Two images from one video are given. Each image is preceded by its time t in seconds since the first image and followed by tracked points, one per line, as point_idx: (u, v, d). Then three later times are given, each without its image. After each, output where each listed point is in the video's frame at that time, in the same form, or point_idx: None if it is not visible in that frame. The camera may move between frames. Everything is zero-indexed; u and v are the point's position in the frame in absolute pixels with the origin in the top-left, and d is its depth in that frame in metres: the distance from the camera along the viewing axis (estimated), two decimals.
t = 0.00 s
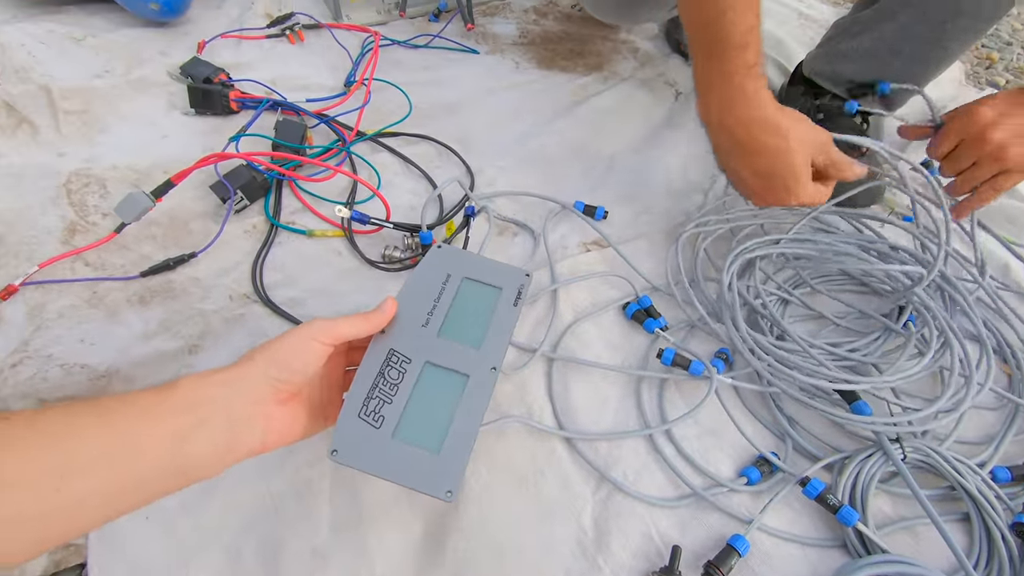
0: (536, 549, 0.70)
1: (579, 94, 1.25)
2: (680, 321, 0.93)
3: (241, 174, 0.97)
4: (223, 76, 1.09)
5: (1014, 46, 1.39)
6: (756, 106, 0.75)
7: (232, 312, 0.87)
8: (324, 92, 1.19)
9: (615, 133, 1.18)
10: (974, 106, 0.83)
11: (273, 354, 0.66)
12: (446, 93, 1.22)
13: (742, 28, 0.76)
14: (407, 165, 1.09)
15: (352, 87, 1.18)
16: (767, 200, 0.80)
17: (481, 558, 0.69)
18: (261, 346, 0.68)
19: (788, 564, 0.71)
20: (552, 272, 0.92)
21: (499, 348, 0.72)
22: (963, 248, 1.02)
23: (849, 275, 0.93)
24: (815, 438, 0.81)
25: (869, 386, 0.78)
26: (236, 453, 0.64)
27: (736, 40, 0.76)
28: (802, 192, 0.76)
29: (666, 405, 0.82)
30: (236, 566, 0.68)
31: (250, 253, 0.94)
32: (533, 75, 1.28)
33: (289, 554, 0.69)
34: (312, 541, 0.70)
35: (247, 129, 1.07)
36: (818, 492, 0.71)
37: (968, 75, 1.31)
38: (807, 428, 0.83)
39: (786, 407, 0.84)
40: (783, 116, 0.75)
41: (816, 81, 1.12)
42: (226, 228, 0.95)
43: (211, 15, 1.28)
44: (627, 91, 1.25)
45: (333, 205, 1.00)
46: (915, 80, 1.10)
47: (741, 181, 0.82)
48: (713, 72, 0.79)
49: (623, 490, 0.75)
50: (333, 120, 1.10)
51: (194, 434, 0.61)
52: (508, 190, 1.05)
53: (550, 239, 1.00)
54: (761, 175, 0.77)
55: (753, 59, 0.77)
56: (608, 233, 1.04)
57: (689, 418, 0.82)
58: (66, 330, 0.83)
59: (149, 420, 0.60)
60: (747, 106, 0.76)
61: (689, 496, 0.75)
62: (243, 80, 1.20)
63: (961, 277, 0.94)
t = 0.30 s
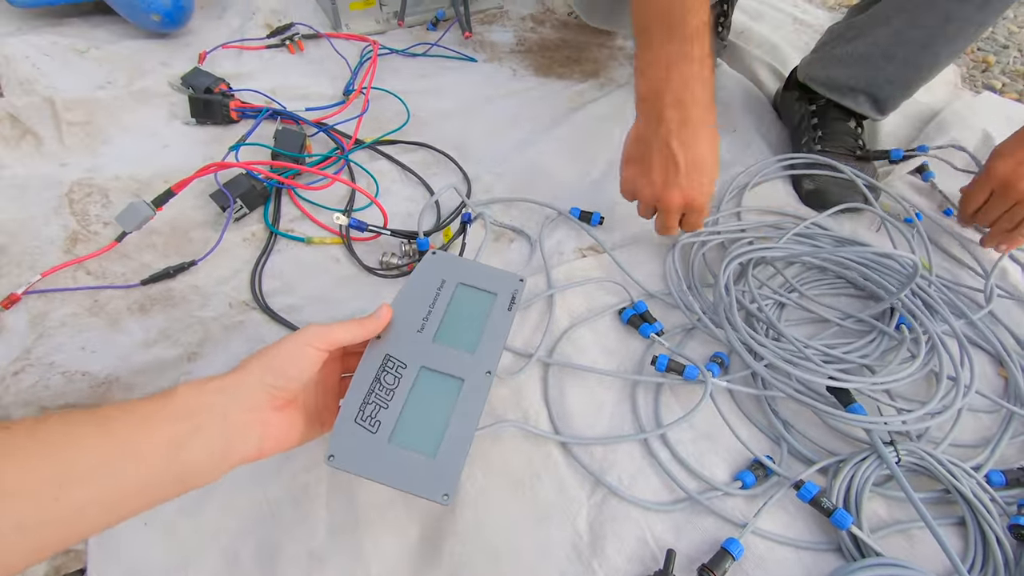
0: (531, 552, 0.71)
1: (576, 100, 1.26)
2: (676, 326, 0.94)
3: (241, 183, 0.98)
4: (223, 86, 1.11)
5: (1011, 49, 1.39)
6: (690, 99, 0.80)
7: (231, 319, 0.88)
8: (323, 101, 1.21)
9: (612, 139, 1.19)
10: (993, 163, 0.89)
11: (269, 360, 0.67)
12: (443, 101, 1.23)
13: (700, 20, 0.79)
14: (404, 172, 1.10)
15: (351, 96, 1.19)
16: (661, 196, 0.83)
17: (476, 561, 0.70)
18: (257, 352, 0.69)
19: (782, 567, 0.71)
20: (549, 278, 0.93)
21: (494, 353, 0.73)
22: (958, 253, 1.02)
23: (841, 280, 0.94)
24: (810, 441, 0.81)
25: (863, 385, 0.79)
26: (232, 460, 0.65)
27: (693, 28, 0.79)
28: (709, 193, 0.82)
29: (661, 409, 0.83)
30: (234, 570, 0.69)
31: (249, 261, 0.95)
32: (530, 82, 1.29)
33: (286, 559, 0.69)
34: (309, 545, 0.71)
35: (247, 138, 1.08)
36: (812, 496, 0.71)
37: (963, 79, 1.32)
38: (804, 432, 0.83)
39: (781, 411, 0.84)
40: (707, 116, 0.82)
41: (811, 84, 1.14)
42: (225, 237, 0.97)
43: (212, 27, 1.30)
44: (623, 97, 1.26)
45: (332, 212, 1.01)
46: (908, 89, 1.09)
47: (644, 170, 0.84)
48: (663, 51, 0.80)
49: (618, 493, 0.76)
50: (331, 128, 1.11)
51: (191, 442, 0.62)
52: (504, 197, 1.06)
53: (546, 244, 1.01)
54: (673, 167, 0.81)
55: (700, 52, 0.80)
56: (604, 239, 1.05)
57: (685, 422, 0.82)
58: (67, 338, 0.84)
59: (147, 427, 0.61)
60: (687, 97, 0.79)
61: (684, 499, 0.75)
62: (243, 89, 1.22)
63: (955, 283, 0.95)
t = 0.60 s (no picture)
0: (525, 553, 0.71)
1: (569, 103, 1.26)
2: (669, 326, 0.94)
3: (236, 189, 0.98)
4: (218, 93, 1.11)
5: (1003, 47, 1.40)
6: (559, 83, 0.88)
7: (227, 324, 0.89)
8: (318, 106, 1.21)
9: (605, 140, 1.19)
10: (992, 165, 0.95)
11: (262, 363, 0.68)
12: (438, 105, 1.24)
13: (581, 13, 0.85)
14: (399, 176, 1.10)
15: (345, 101, 1.20)
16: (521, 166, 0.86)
17: (471, 562, 0.70)
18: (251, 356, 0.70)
19: (777, 564, 0.71)
20: (543, 279, 0.94)
21: (490, 355, 0.74)
22: (951, 249, 1.02)
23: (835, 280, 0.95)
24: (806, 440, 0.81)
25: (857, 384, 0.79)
26: (227, 464, 0.65)
27: (572, 21, 0.85)
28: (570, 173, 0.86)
29: (656, 409, 0.83)
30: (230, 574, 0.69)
31: (245, 266, 0.96)
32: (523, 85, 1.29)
33: (282, 562, 0.70)
34: (305, 548, 0.71)
35: (242, 145, 1.09)
36: (806, 492, 0.71)
37: (955, 77, 1.32)
38: (801, 430, 0.83)
39: (776, 409, 0.85)
40: (572, 102, 0.89)
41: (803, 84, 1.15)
42: (221, 242, 0.97)
43: (207, 34, 1.31)
44: (616, 98, 1.26)
45: (326, 217, 1.02)
46: (900, 86, 1.10)
47: (509, 137, 0.89)
48: (542, 37, 0.87)
49: (612, 492, 0.76)
50: (326, 134, 1.12)
51: (185, 445, 0.63)
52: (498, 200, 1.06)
53: (540, 246, 1.01)
54: (535, 140, 0.86)
55: (576, 45, 0.87)
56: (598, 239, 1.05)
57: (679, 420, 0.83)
58: (63, 344, 0.85)
59: (142, 431, 0.61)
60: (555, 79, 0.87)
61: (679, 498, 0.75)
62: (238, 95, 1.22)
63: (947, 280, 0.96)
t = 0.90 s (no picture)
0: (537, 555, 0.71)
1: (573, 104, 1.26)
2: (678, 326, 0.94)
3: (243, 195, 0.98)
4: (224, 99, 1.12)
5: (1008, 43, 1.39)
6: (574, 93, 0.88)
7: (235, 329, 0.89)
8: (322, 110, 1.22)
9: (610, 140, 1.19)
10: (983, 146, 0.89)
11: (274, 364, 0.68)
12: (442, 108, 1.24)
13: (597, 21, 0.83)
14: (404, 179, 1.10)
15: (350, 105, 1.20)
16: (529, 178, 0.88)
17: (483, 565, 0.70)
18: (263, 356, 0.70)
19: (790, 565, 0.71)
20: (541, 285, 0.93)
21: (503, 357, 0.73)
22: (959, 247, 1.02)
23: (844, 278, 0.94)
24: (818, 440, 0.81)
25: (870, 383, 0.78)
26: (241, 464, 0.66)
27: (587, 30, 0.83)
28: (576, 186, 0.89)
29: (666, 410, 0.83)
30: None
31: (252, 270, 0.96)
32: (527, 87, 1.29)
33: (294, 567, 0.70)
34: (316, 553, 0.71)
35: (248, 150, 1.09)
36: (819, 493, 0.71)
37: (961, 73, 1.32)
38: (813, 430, 0.83)
39: (786, 409, 0.84)
40: (586, 112, 0.89)
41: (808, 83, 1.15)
42: (229, 248, 0.97)
43: (211, 40, 1.31)
44: (620, 99, 1.26)
45: (332, 221, 1.02)
46: (906, 83, 1.09)
47: (522, 148, 0.90)
48: (556, 45, 0.86)
49: (624, 494, 0.76)
50: (331, 138, 1.12)
51: (198, 446, 0.63)
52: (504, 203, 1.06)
53: (547, 247, 1.01)
54: (544, 152, 0.87)
55: (591, 54, 0.86)
56: (605, 240, 1.05)
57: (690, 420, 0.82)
58: (73, 351, 0.85)
59: (155, 433, 0.61)
60: (569, 90, 0.87)
61: (690, 499, 0.75)
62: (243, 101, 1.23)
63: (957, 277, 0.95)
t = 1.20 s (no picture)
0: (546, 560, 0.70)
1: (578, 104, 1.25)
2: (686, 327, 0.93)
3: (248, 199, 0.98)
4: (229, 103, 1.12)
5: (1018, 37, 1.38)
6: (581, 91, 0.87)
7: (242, 333, 0.89)
8: (327, 113, 1.21)
9: (616, 140, 1.18)
10: (974, 115, 0.84)
11: (283, 362, 0.68)
12: (447, 109, 1.23)
13: (600, 19, 0.84)
14: (409, 181, 1.10)
15: (355, 108, 1.20)
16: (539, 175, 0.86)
17: (492, 570, 0.70)
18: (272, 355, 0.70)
19: (802, 569, 0.70)
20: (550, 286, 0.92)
21: (511, 357, 0.73)
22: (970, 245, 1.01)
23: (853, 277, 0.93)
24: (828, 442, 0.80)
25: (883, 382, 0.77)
26: (250, 462, 0.66)
27: (591, 27, 0.84)
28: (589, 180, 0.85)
29: (674, 412, 0.82)
30: None
31: (259, 274, 0.96)
32: (531, 87, 1.29)
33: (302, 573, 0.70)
34: (325, 559, 0.71)
35: (253, 153, 1.09)
36: (831, 496, 0.70)
37: (970, 69, 1.30)
38: (823, 432, 0.82)
39: (796, 410, 0.83)
40: (594, 109, 0.88)
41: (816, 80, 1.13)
42: (235, 252, 0.97)
43: (216, 43, 1.32)
44: (625, 98, 1.25)
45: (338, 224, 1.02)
46: (916, 77, 1.08)
47: (531, 145, 0.88)
48: (562, 44, 0.87)
49: (632, 498, 0.75)
50: (336, 140, 1.12)
51: (209, 443, 0.63)
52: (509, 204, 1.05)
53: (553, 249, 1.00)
54: (554, 148, 0.86)
55: (596, 52, 0.86)
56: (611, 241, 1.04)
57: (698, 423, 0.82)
58: (82, 356, 0.85)
59: (166, 430, 0.61)
60: (578, 86, 0.87)
61: (700, 503, 0.74)
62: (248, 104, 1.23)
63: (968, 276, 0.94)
